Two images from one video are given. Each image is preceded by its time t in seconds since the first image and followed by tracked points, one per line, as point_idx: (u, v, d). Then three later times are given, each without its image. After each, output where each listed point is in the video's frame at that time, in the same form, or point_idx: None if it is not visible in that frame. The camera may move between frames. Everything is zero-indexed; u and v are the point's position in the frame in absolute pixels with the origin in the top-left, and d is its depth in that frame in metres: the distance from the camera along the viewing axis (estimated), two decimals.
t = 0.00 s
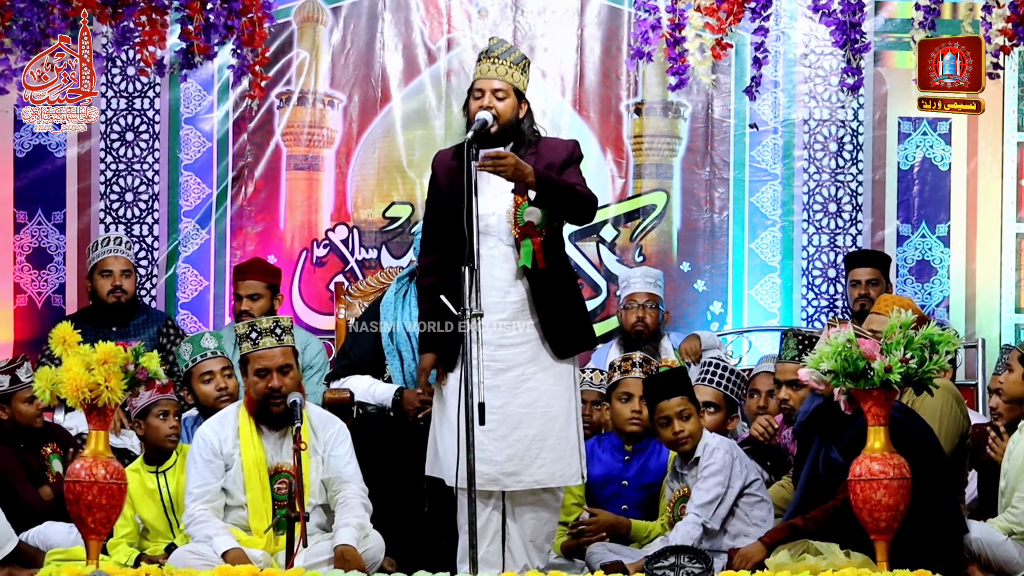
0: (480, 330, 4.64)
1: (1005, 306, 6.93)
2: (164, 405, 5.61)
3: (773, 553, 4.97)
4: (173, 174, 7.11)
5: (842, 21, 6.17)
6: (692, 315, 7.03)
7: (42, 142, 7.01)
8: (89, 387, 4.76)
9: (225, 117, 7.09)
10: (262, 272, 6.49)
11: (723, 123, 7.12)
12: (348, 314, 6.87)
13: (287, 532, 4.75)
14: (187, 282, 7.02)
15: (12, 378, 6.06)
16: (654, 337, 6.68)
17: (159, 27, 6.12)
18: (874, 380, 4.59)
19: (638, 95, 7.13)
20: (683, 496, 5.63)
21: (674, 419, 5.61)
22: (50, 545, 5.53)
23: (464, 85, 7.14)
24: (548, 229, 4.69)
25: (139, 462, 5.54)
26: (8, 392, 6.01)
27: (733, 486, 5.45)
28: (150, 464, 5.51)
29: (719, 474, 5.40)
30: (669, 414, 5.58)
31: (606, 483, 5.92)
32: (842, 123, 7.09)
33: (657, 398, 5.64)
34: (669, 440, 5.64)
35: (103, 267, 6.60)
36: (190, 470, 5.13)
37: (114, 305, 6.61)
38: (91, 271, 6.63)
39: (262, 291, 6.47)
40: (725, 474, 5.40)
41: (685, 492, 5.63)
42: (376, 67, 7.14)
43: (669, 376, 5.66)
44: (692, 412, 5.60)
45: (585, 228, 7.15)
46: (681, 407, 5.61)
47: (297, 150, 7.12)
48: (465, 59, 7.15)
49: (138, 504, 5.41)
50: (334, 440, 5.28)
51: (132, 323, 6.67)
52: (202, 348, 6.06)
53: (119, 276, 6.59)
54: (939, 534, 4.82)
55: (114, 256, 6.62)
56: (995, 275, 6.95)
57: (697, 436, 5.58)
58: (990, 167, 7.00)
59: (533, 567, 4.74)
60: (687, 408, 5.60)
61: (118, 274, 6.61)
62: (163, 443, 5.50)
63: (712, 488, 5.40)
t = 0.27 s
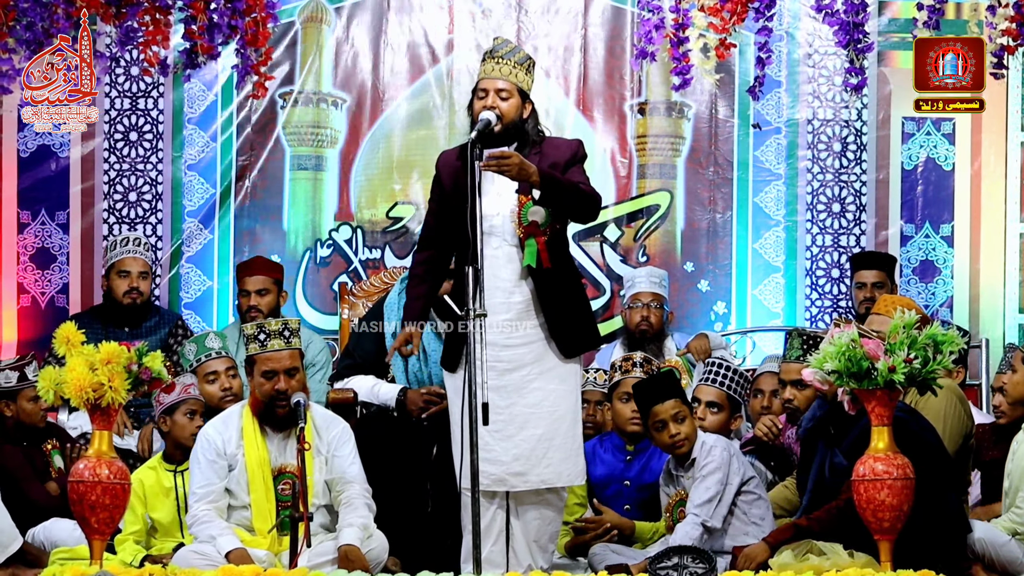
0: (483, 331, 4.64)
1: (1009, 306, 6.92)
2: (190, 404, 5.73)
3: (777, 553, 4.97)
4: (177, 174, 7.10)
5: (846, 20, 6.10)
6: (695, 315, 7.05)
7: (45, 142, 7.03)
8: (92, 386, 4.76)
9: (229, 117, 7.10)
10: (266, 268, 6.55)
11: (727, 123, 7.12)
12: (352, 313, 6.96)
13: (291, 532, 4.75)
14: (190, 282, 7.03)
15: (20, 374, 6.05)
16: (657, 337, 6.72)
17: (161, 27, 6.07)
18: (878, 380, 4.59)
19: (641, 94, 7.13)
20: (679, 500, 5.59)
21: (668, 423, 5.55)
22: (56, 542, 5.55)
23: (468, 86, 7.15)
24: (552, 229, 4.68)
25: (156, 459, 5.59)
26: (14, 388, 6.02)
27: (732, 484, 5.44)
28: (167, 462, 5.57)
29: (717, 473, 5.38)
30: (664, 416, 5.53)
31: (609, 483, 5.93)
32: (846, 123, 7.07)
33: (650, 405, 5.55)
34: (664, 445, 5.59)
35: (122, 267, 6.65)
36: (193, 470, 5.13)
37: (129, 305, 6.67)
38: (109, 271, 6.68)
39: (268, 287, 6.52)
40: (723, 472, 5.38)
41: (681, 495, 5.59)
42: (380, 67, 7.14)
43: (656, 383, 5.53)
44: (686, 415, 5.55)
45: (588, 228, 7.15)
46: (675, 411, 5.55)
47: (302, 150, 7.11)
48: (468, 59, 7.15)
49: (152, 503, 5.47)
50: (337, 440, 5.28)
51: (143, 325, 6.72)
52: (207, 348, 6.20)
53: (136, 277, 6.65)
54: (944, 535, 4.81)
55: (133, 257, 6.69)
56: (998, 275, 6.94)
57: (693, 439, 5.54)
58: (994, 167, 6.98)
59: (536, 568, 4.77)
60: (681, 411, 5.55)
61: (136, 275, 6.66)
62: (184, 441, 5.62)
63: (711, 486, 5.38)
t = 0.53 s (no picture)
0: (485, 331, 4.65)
1: (1012, 306, 6.91)
2: (210, 405, 5.78)
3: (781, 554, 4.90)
4: (180, 174, 7.10)
5: (848, 21, 6.11)
6: (698, 315, 7.06)
7: (48, 142, 7.03)
8: (95, 387, 4.76)
9: (232, 117, 7.10)
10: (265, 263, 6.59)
11: (730, 123, 7.12)
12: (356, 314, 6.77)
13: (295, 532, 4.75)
14: (193, 282, 7.03)
15: (20, 366, 6.05)
16: (660, 337, 6.70)
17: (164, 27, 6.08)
18: (881, 380, 4.59)
19: (645, 95, 7.13)
20: (679, 501, 5.59)
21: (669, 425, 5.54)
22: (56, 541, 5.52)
23: (472, 86, 7.16)
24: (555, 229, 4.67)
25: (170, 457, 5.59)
26: (14, 381, 5.99)
27: (733, 483, 5.44)
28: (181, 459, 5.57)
29: (718, 474, 5.38)
30: (666, 416, 5.53)
31: (607, 483, 5.92)
32: (849, 123, 7.08)
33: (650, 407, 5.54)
34: (664, 447, 5.59)
35: (142, 267, 6.69)
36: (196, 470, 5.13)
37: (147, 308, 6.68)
38: (128, 271, 6.70)
39: (275, 283, 6.58)
40: (723, 471, 5.39)
41: (682, 496, 5.59)
42: (384, 67, 7.14)
43: (655, 386, 5.52)
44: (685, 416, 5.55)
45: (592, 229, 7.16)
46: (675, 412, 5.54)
47: (306, 150, 7.11)
48: (471, 59, 7.15)
49: (163, 499, 5.47)
50: (342, 441, 5.26)
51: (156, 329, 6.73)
52: (208, 347, 6.29)
53: (156, 279, 6.68)
54: (948, 534, 4.80)
55: (149, 257, 6.73)
56: (1001, 274, 6.93)
57: (692, 440, 5.53)
58: (996, 166, 6.99)
59: (540, 568, 4.76)
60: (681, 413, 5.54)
61: (156, 277, 6.69)
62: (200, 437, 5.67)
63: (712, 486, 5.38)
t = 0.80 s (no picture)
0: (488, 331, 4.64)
1: (1016, 307, 6.92)
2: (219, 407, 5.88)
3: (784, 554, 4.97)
4: (184, 174, 7.11)
5: (852, 21, 6.12)
6: (702, 315, 7.05)
7: (52, 142, 7.04)
8: (100, 386, 4.77)
9: (237, 117, 7.10)
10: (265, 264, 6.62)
11: (734, 124, 7.11)
12: (360, 314, 6.95)
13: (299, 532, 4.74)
14: (197, 282, 7.03)
15: (20, 360, 6.08)
16: (664, 337, 6.71)
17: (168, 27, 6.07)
18: (885, 380, 4.59)
19: (649, 95, 7.14)
20: (684, 501, 5.61)
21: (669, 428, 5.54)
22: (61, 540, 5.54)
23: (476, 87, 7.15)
24: (557, 226, 4.84)
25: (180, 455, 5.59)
26: (15, 374, 6.02)
27: (738, 484, 5.45)
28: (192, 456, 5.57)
29: (723, 475, 5.40)
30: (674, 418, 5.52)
31: (607, 485, 5.86)
32: (853, 123, 7.10)
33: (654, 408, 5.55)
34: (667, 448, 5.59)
35: (160, 268, 6.70)
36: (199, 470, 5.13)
37: (163, 308, 6.69)
38: (145, 271, 6.70)
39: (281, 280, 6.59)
40: (729, 472, 5.41)
41: (687, 496, 5.60)
42: (388, 68, 7.14)
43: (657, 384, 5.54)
44: (686, 420, 5.53)
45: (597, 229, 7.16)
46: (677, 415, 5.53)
47: (311, 150, 7.11)
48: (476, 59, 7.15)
49: (171, 497, 5.48)
50: (344, 440, 5.26)
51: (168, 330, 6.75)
52: (212, 348, 6.28)
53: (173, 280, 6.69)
54: (951, 533, 4.81)
55: (166, 259, 6.72)
56: (1005, 275, 6.93)
57: (697, 440, 5.54)
58: (1001, 166, 6.99)
59: (544, 569, 4.84)
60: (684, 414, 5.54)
61: (173, 278, 6.71)
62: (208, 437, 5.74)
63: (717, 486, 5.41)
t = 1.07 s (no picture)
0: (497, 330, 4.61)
1: None
2: (233, 407, 5.91)
3: (793, 554, 4.93)
4: (194, 174, 7.11)
5: (862, 22, 6.12)
6: (712, 316, 7.06)
7: (62, 143, 7.07)
8: (109, 387, 4.75)
9: (246, 117, 7.11)
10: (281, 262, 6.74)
11: (744, 124, 7.13)
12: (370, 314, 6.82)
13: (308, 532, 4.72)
14: (207, 282, 7.04)
15: (32, 358, 6.12)
16: (674, 337, 6.69)
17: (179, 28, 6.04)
18: (894, 380, 4.58)
19: (658, 95, 7.13)
20: (695, 502, 5.62)
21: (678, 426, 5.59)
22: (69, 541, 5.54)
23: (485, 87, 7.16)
24: (569, 223, 4.84)
25: (195, 453, 5.57)
26: (27, 372, 6.07)
27: (747, 484, 5.45)
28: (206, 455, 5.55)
29: (733, 475, 5.40)
30: (679, 423, 5.56)
31: (618, 485, 5.85)
32: (863, 124, 7.09)
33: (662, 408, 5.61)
34: (677, 448, 5.57)
35: (174, 268, 6.67)
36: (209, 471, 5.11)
37: (176, 309, 6.68)
38: (159, 271, 6.68)
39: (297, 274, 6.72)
40: (739, 473, 5.40)
41: (697, 497, 5.61)
42: (398, 69, 7.13)
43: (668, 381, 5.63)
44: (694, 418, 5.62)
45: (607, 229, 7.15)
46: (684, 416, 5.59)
47: (321, 150, 7.12)
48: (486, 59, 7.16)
49: (184, 496, 5.48)
50: (354, 439, 5.24)
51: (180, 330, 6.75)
52: (223, 348, 6.28)
53: (186, 282, 6.66)
54: (960, 533, 4.79)
55: (181, 259, 6.69)
56: (1015, 275, 6.93)
57: (709, 439, 5.56)
58: (1011, 167, 6.99)
59: (554, 569, 4.83)
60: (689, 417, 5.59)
61: (186, 279, 6.67)
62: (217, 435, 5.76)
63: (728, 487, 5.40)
